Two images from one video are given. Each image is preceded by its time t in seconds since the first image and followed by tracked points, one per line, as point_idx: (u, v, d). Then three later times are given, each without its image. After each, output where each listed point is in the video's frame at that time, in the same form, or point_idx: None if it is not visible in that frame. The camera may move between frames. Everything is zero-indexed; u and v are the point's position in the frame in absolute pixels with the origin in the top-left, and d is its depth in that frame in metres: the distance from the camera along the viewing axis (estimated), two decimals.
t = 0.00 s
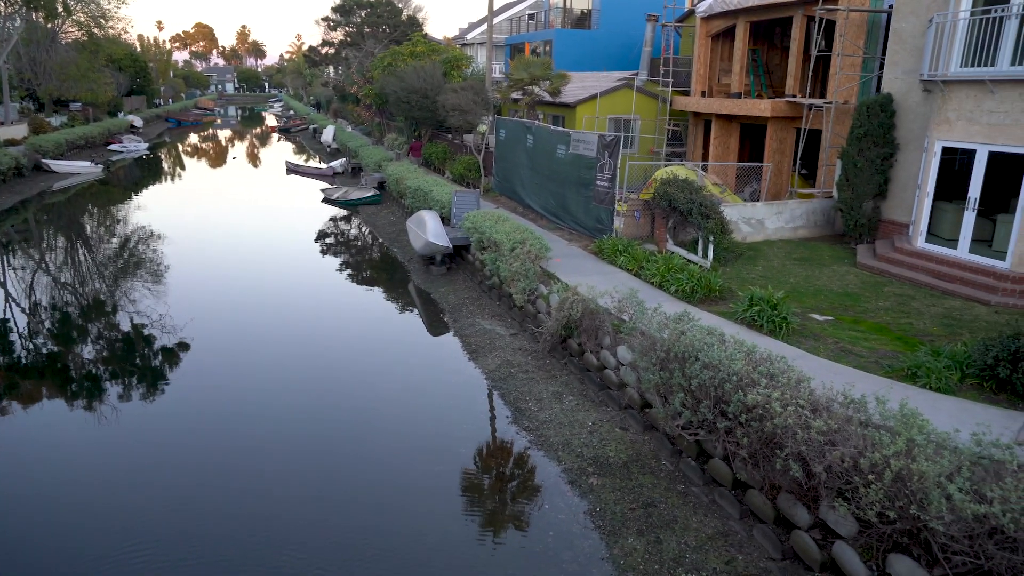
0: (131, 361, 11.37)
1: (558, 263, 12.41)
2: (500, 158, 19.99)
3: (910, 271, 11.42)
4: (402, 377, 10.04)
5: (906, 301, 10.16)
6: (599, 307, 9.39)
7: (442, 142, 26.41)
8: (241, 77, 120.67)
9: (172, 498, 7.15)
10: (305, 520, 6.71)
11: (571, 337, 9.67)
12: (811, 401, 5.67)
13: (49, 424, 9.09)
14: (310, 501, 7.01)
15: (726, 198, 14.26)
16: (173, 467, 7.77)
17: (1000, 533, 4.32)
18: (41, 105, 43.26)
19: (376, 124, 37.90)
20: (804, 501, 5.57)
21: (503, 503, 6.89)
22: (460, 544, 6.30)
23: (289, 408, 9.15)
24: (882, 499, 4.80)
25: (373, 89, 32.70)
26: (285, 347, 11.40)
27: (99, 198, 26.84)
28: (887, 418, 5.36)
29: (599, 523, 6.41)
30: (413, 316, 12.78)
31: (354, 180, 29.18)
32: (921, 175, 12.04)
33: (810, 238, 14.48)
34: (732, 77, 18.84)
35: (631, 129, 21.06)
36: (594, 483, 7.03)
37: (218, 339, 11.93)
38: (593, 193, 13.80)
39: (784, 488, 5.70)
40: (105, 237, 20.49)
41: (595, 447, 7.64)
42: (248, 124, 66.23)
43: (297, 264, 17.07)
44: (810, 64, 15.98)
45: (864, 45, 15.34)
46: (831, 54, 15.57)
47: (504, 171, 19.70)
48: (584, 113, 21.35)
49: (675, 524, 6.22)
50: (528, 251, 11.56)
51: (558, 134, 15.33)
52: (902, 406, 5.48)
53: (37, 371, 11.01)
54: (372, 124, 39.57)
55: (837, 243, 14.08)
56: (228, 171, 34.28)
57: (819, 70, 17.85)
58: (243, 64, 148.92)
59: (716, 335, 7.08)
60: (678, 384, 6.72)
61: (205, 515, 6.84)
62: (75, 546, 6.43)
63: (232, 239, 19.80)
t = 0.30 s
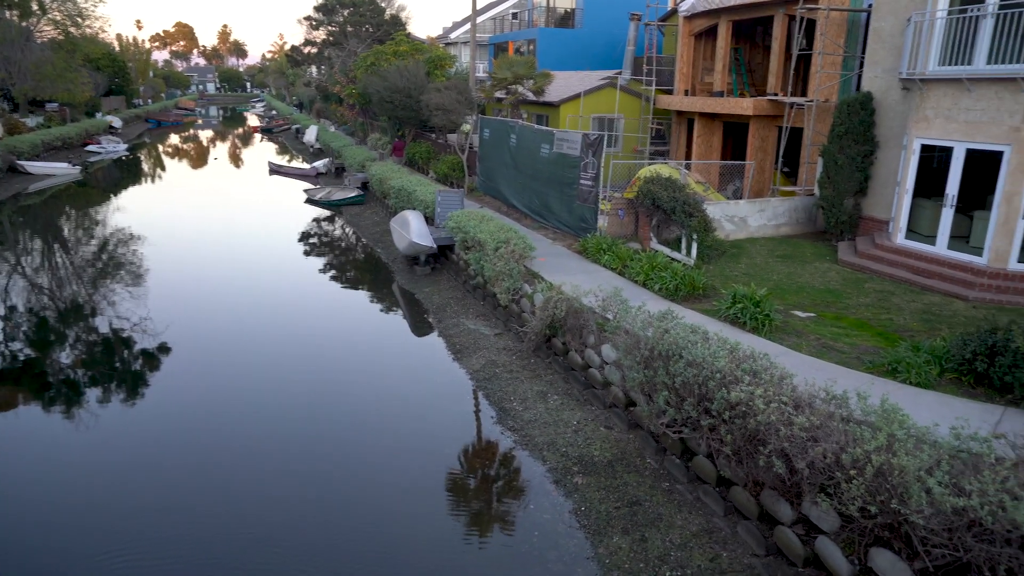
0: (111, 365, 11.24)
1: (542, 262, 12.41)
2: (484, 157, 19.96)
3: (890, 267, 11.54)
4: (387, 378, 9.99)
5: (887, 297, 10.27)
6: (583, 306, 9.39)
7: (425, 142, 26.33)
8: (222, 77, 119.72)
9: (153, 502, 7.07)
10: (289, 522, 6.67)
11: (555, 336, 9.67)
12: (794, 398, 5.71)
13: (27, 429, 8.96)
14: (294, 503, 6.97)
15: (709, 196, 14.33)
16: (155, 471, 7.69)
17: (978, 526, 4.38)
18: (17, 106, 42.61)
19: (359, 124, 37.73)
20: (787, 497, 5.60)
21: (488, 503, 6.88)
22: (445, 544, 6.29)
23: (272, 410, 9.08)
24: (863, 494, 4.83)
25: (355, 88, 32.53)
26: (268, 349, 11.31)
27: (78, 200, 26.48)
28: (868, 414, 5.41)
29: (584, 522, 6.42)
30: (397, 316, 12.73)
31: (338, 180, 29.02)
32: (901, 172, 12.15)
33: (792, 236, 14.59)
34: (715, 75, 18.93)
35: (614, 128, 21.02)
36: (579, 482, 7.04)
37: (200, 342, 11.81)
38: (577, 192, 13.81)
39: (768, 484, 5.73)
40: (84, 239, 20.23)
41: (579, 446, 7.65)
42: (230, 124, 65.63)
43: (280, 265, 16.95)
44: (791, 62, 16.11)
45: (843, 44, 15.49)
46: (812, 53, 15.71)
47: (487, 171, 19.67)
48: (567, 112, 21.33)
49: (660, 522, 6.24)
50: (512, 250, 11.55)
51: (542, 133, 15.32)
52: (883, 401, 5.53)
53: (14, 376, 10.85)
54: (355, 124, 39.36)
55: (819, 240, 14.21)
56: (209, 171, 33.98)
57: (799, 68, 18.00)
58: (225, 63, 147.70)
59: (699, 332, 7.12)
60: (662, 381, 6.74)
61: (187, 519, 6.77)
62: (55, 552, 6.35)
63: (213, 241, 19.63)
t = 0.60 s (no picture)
0: (85, 368, 11.03)
1: (522, 261, 12.39)
2: (463, 156, 19.90)
3: (865, 265, 11.67)
4: (367, 379, 9.91)
5: (863, 295, 10.39)
6: (562, 305, 9.37)
7: (404, 141, 26.19)
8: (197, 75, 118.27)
9: (127, 506, 6.94)
10: (267, 525, 6.57)
11: (536, 335, 9.65)
12: (773, 395, 5.75)
13: None
14: (272, 506, 6.88)
15: (687, 195, 14.40)
16: (129, 475, 7.54)
17: (955, 520, 4.42)
18: None
19: (336, 123, 37.45)
20: (767, 495, 5.62)
21: (469, 503, 6.85)
22: (425, 545, 6.23)
23: (250, 411, 8.97)
24: (842, 491, 4.86)
25: (333, 87, 32.28)
26: (246, 349, 11.19)
27: (49, 200, 25.97)
28: (846, 411, 5.45)
29: (566, 522, 6.41)
30: (376, 317, 12.64)
31: (315, 180, 28.81)
32: (875, 171, 12.30)
33: (770, 234, 14.71)
34: (692, 75, 19.04)
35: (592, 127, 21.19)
36: (560, 481, 7.02)
37: (176, 344, 11.63)
38: (556, 191, 13.80)
39: (748, 482, 5.76)
40: (56, 240, 19.85)
41: (560, 445, 7.63)
42: (204, 123, 64.81)
43: (257, 265, 16.78)
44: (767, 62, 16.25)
45: (818, 45, 15.66)
46: (788, 53, 15.85)
47: (467, 170, 19.63)
48: (546, 111, 21.41)
49: (641, 521, 6.24)
50: (491, 250, 11.52)
51: (521, 132, 15.29)
52: (860, 398, 5.58)
53: None
54: (333, 123, 39.08)
55: (796, 238, 14.34)
56: (184, 171, 33.53)
57: (775, 68, 18.16)
58: (199, 61, 145.90)
59: (679, 331, 7.14)
60: (642, 380, 6.75)
61: (162, 523, 6.65)
62: (27, 557, 6.22)
63: (188, 241, 19.36)
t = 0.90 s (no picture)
0: (75, 369, 10.95)
1: (514, 261, 12.37)
2: (455, 156, 19.86)
3: (857, 263, 11.70)
4: (361, 379, 9.86)
5: (855, 293, 10.43)
6: (556, 304, 9.35)
7: (395, 140, 26.12)
8: (188, 75, 117.80)
9: (117, 508, 6.88)
10: (259, 526, 6.53)
11: (529, 335, 9.62)
12: (767, 394, 5.76)
13: None
14: (265, 507, 6.84)
15: (679, 193, 14.43)
16: (120, 477, 7.48)
17: (949, 518, 4.44)
18: None
19: (328, 123, 37.33)
20: (761, 493, 5.62)
21: (463, 503, 6.83)
22: (418, 545, 6.21)
23: (242, 412, 8.92)
24: (836, 489, 4.87)
25: (324, 87, 32.17)
26: (237, 350, 11.13)
27: (38, 200, 25.77)
28: (840, 408, 5.46)
29: (560, 521, 6.39)
30: (369, 316, 12.59)
31: (307, 180, 28.69)
32: (867, 169, 12.34)
33: (761, 233, 14.74)
34: (683, 74, 19.06)
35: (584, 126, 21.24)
36: (554, 481, 7.00)
37: (167, 344, 11.56)
38: (549, 190, 13.79)
39: (742, 480, 5.76)
40: (45, 241, 19.71)
41: (554, 444, 7.62)
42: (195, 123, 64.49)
43: (249, 265, 16.70)
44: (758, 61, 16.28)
45: (809, 44, 15.72)
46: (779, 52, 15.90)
47: (459, 169, 19.60)
48: (537, 110, 21.43)
49: (636, 520, 6.24)
50: (483, 250, 11.50)
51: (513, 131, 15.27)
52: (854, 396, 5.59)
53: None
54: (324, 123, 38.94)
55: (788, 237, 14.38)
56: (174, 171, 33.35)
57: (766, 67, 18.20)
58: (189, 61, 145.16)
59: (672, 330, 7.14)
60: (636, 379, 6.75)
61: (154, 525, 6.60)
62: (16, 559, 6.16)
63: (179, 241, 19.26)
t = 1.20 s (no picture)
0: (70, 371, 10.89)
1: (511, 260, 12.35)
2: (450, 156, 19.83)
3: (852, 261, 11.73)
4: (358, 380, 9.82)
5: (851, 291, 10.45)
6: (553, 303, 9.34)
7: (390, 140, 26.06)
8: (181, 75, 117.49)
9: (113, 511, 6.84)
10: (256, 529, 6.49)
11: (526, 334, 9.60)
12: (765, 392, 5.75)
13: None
14: (262, 508, 6.80)
15: (675, 192, 14.44)
16: (115, 479, 7.43)
17: (948, 515, 4.44)
18: None
19: (322, 123, 37.23)
20: (760, 490, 5.62)
21: (460, 503, 6.81)
22: (416, 546, 6.18)
23: (238, 413, 8.88)
24: (836, 486, 4.87)
25: (318, 87, 32.09)
26: (234, 351, 11.09)
27: (31, 201, 25.64)
28: (838, 406, 5.46)
29: (560, 520, 6.38)
30: (366, 317, 12.55)
31: (302, 180, 28.62)
32: (861, 167, 12.37)
33: (757, 231, 14.77)
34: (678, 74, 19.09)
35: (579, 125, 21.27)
36: (553, 480, 6.99)
37: (163, 345, 11.50)
38: (545, 189, 13.77)
39: (741, 478, 5.76)
40: (38, 242, 19.60)
41: (553, 444, 7.61)
42: (188, 123, 64.21)
43: (244, 266, 16.63)
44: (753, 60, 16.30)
45: (803, 43, 15.75)
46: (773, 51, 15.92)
47: (455, 169, 19.58)
48: (532, 110, 21.45)
49: (635, 519, 6.23)
50: (480, 250, 11.47)
51: (508, 130, 15.25)
52: (852, 393, 5.59)
53: None
54: (318, 123, 38.80)
55: (783, 235, 14.40)
56: (168, 171, 33.22)
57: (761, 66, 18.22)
58: (183, 61, 144.67)
59: (670, 328, 7.14)
60: (634, 377, 6.75)
61: (151, 527, 6.56)
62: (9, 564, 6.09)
63: (173, 242, 19.18)
